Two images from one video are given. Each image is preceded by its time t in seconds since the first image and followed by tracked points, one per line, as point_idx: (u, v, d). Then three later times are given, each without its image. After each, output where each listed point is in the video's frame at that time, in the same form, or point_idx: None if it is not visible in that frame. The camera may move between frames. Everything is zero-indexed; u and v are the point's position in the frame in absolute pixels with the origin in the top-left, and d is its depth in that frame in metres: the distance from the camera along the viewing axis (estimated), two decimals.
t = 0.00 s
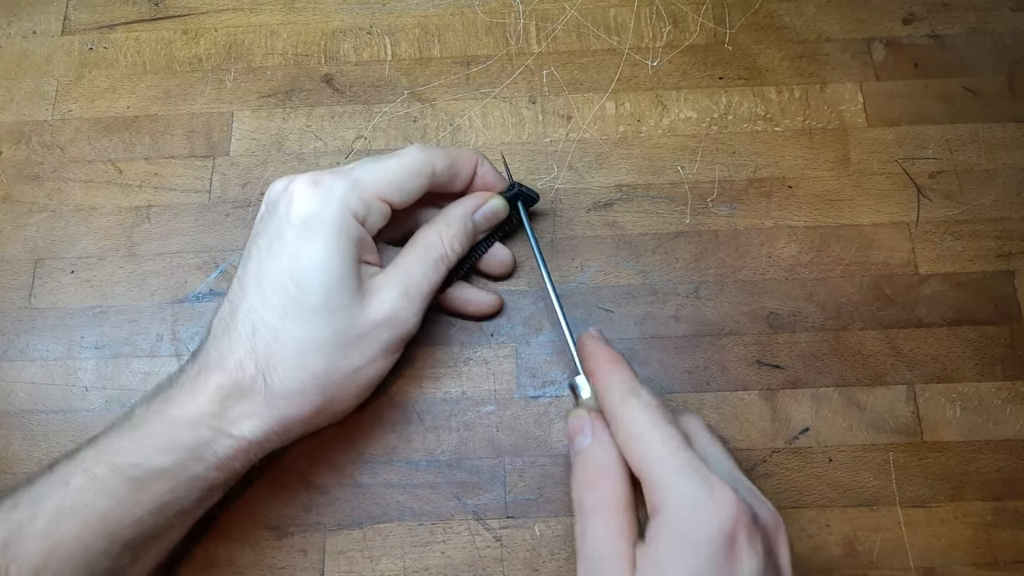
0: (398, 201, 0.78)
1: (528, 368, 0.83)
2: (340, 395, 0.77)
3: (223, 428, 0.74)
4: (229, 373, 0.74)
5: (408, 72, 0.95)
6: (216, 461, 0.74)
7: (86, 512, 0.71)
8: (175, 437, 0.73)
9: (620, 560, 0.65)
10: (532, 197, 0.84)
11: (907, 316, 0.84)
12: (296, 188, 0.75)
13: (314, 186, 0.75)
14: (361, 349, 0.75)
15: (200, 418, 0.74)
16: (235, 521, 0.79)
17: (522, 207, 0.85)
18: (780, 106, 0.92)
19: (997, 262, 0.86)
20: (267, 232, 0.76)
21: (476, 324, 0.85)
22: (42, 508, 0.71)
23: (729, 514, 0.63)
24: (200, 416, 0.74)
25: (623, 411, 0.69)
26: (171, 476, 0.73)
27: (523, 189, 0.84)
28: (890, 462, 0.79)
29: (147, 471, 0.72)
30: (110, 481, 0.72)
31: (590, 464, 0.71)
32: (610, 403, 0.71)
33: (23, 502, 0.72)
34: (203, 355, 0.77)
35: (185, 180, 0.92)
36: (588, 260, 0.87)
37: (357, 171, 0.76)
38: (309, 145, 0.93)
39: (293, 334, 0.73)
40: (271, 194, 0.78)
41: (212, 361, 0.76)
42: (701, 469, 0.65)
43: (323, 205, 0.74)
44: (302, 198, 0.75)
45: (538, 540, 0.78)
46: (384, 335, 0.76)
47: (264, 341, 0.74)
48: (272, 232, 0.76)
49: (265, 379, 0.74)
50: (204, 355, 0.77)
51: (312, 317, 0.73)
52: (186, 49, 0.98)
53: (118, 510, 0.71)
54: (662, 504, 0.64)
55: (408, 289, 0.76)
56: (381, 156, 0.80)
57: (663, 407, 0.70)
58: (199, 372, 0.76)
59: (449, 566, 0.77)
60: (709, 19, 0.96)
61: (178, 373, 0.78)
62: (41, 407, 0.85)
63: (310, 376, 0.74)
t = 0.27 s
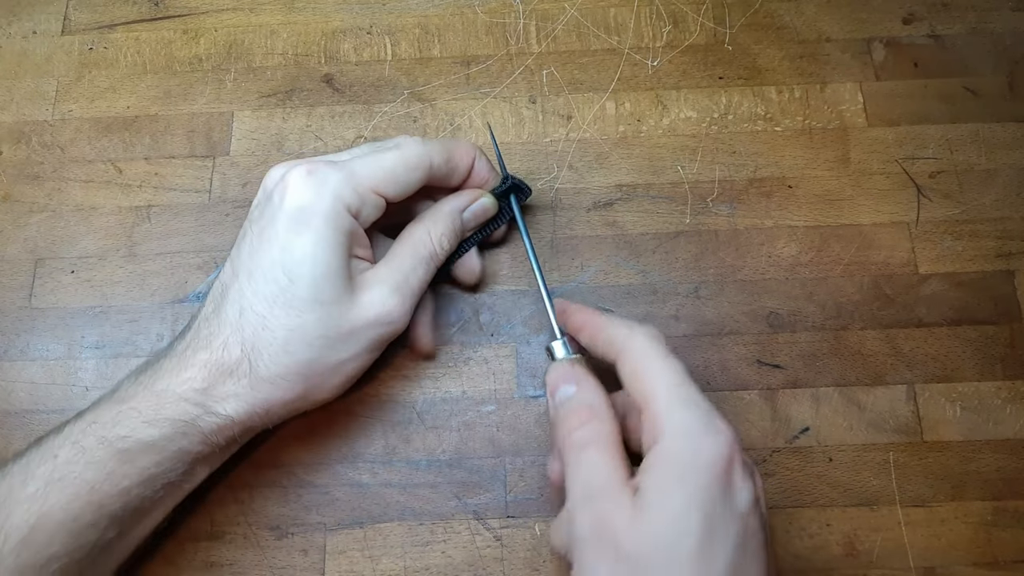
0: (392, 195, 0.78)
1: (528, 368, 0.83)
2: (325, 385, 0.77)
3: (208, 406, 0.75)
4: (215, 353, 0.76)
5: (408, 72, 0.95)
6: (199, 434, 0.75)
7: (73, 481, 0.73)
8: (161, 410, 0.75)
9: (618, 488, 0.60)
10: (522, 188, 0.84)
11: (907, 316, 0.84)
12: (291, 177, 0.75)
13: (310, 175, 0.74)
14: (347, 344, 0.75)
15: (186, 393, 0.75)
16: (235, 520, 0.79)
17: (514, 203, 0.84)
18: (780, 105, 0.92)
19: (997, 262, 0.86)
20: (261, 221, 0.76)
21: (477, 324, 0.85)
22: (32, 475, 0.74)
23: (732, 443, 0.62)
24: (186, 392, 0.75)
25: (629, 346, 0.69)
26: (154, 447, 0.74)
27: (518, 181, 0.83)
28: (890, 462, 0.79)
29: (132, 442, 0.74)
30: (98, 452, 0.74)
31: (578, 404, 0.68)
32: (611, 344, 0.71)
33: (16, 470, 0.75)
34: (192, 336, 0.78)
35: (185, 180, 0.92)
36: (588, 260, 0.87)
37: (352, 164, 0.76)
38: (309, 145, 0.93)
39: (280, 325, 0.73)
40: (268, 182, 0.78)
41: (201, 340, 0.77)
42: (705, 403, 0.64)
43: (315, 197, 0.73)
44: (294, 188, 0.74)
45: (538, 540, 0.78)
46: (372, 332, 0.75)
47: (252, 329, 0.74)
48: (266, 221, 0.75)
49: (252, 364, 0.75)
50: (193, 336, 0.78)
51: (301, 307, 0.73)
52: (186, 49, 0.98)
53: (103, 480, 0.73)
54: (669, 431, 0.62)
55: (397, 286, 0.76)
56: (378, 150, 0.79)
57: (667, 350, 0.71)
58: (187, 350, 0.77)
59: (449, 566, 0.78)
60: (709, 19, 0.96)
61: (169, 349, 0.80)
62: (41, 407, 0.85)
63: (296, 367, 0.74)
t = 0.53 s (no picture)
0: (398, 205, 0.78)
1: (528, 368, 0.83)
2: (318, 390, 0.77)
3: (201, 398, 0.76)
4: (211, 347, 0.76)
5: (409, 72, 0.95)
6: (192, 427, 0.76)
7: (69, 471, 0.73)
8: (155, 400, 0.76)
9: (669, 418, 0.59)
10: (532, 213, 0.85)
11: (907, 316, 0.84)
12: (298, 178, 0.75)
13: (316, 177, 0.74)
14: (343, 350, 0.75)
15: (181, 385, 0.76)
16: (235, 520, 0.79)
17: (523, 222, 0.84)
18: (780, 105, 0.92)
19: (997, 262, 0.86)
20: (265, 220, 0.76)
21: (477, 324, 0.85)
22: (27, 465, 0.74)
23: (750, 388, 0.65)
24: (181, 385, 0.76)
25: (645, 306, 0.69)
26: (147, 438, 0.75)
27: (526, 202, 0.85)
28: (891, 462, 0.79)
29: (126, 433, 0.75)
30: (93, 442, 0.75)
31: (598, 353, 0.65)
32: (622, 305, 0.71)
33: (13, 460, 0.76)
34: (189, 330, 0.78)
35: (185, 180, 0.92)
36: (589, 260, 0.87)
37: (360, 169, 0.76)
38: (309, 145, 0.93)
39: (278, 325, 0.73)
40: (275, 181, 0.78)
41: (198, 332, 0.77)
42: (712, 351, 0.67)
43: (320, 199, 0.73)
44: (301, 189, 0.74)
45: (539, 540, 0.78)
46: (369, 340, 0.76)
47: (250, 327, 0.74)
48: (270, 219, 0.75)
49: (247, 361, 0.75)
50: (190, 329, 0.79)
51: (299, 308, 0.73)
52: (186, 49, 0.98)
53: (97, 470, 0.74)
54: (700, 377, 0.63)
55: (397, 297, 0.76)
56: (387, 158, 0.79)
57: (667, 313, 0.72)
58: (184, 343, 0.78)
59: (449, 566, 0.77)
60: (709, 19, 0.96)
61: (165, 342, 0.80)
62: (41, 407, 0.85)
63: (289, 368, 0.75)
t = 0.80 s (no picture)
0: (396, 204, 0.78)
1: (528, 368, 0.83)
2: (317, 389, 0.77)
3: (201, 398, 0.76)
4: (209, 347, 0.76)
5: (408, 72, 0.95)
6: (192, 427, 0.76)
7: (69, 472, 0.73)
8: (154, 401, 0.76)
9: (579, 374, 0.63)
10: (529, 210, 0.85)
11: (907, 316, 0.84)
12: (295, 177, 0.74)
13: (313, 176, 0.74)
14: (340, 350, 0.75)
15: (179, 385, 0.76)
16: (235, 520, 0.79)
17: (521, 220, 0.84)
18: (780, 105, 0.92)
19: (997, 262, 0.86)
20: (263, 221, 0.75)
21: (476, 324, 0.85)
22: (28, 466, 0.74)
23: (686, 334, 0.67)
24: (179, 385, 0.76)
25: (603, 256, 0.71)
26: (148, 439, 0.75)
27: (523, 199, 0.85)
28: (890, 462, 0.79)
29: (126, 433, 0.75)
30: (94, 443, 0.74)
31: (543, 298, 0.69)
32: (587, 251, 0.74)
33: (13, 461, 0.75)
34: (188, 331, 0.78)
35: (185, 180, 0.92)
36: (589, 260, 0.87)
37: (357, 168, 0.75)
38: (309, 145, 0.93)
39: (276, 325, 0.73)
40: (273, 181, 0.77)
41: (196, 332, 0.77)
42: (664, 308, 0.67)
43: (318, 199, 0.73)
44: (298, 189, 0.73)
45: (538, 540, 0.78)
46: (367, 340, 0.76)
47: (248, 328, 0.74)
48: (267, 220, 0.75)
49: (245, 361, 0.75)
50: (188, 330, 0.78)
51: (296, 308, 0.72)
52: (186, 49, 0.98)
53: (98, 471, 0.73)
54: (629, 337, 0.64)
55: (395, 296, 0.76)
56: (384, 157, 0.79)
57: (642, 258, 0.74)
58: (182, 344, 0.78)
59: (449, 566, 0.78)
60: (709, 19, 0.96)
61: (163, 342, 0.80)
62: (41, 406, 0.85)
63: (287, 369, 0.75)
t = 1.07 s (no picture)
0: (393, 207, 0.78)
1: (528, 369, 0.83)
2: (316, 395, 0.78)
3: (199, 407, 0.76)
4: (207, 356, 0.76)
5: (408, 72, 0.95)
6: (190, 435, 0.76)
7: (68, 479, 0.74)
8: (152, 410, 0.75)
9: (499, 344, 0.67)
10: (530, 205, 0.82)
11: (907, 316, 0.84)
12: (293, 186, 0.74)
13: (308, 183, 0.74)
14: (339, 357, 0.75)
15: (177, 394, 0.76)
16: (235, 520, 0.79)
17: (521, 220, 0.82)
18: (779, 106, 0.92)
19: (997, 262, 0.86)
20: (259, 228, 0.75)
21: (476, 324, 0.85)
22: (27, 473, 0.75)
23: (607, 308, 0.65)
24: (178, 393, 0.76)
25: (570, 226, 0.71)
26: (146, 447, 0.75)
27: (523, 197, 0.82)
28: (890, 462, 0.79)
29: (124, 442, 0.75)
30: (92, 450, 0.74)
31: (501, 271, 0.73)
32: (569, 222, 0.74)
33: (12, 468, 0.76)
34: (184, 337, 0.78)
35: (185, 181, 0.92)
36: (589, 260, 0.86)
37: (353, 173, 0.75)
38: (309, 145, 0.93)
39: (273, 334, 0.74)
40: (270, 187, 0.77)
41: (195, 339, 0.77)
42: (604, 278, 0.66)
43: (314, 207, 0.73)
44: (296, 198, 0.73)
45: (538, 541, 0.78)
46: (365, 346, 0.76)
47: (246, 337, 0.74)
48: (264, 227, 0.75)
49: (244, 369, 0.75)
50: (185, 336, 0.78)
51: (293, 315, 0.73)
52: (186, 49, 0.98)
53: (96, 478, 0.74)
54: (550, 306, 0.65)
55: (394, 301, 0.76)
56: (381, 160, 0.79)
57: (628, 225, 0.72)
58: (178, 350, 0.77)
59: (449, 566, 0.78)
60: (709, 19, 0.96)
61: (161, 348, 0.80)
62: (41, 407, 0.85)
63: (286, 376, 0.75)
